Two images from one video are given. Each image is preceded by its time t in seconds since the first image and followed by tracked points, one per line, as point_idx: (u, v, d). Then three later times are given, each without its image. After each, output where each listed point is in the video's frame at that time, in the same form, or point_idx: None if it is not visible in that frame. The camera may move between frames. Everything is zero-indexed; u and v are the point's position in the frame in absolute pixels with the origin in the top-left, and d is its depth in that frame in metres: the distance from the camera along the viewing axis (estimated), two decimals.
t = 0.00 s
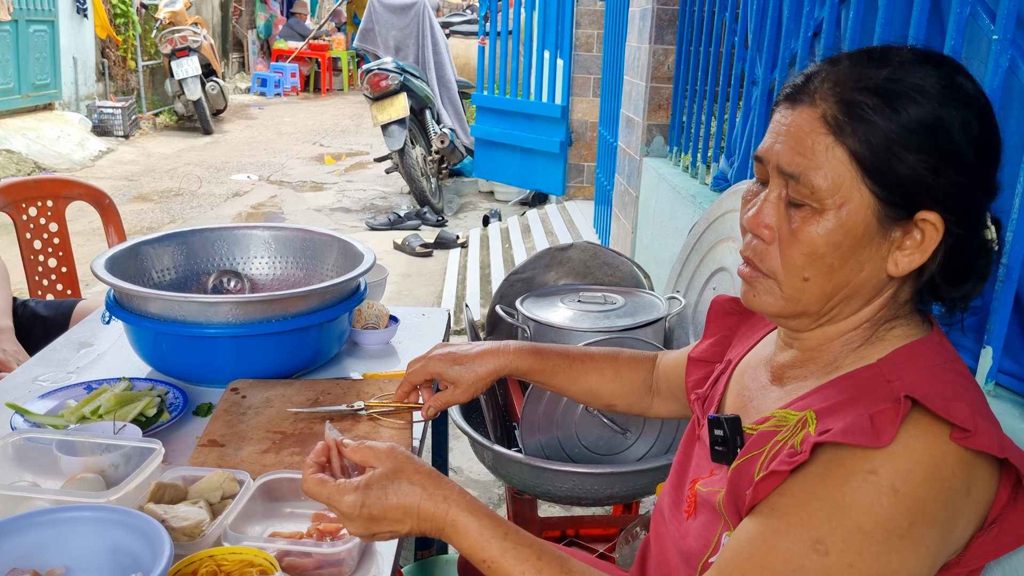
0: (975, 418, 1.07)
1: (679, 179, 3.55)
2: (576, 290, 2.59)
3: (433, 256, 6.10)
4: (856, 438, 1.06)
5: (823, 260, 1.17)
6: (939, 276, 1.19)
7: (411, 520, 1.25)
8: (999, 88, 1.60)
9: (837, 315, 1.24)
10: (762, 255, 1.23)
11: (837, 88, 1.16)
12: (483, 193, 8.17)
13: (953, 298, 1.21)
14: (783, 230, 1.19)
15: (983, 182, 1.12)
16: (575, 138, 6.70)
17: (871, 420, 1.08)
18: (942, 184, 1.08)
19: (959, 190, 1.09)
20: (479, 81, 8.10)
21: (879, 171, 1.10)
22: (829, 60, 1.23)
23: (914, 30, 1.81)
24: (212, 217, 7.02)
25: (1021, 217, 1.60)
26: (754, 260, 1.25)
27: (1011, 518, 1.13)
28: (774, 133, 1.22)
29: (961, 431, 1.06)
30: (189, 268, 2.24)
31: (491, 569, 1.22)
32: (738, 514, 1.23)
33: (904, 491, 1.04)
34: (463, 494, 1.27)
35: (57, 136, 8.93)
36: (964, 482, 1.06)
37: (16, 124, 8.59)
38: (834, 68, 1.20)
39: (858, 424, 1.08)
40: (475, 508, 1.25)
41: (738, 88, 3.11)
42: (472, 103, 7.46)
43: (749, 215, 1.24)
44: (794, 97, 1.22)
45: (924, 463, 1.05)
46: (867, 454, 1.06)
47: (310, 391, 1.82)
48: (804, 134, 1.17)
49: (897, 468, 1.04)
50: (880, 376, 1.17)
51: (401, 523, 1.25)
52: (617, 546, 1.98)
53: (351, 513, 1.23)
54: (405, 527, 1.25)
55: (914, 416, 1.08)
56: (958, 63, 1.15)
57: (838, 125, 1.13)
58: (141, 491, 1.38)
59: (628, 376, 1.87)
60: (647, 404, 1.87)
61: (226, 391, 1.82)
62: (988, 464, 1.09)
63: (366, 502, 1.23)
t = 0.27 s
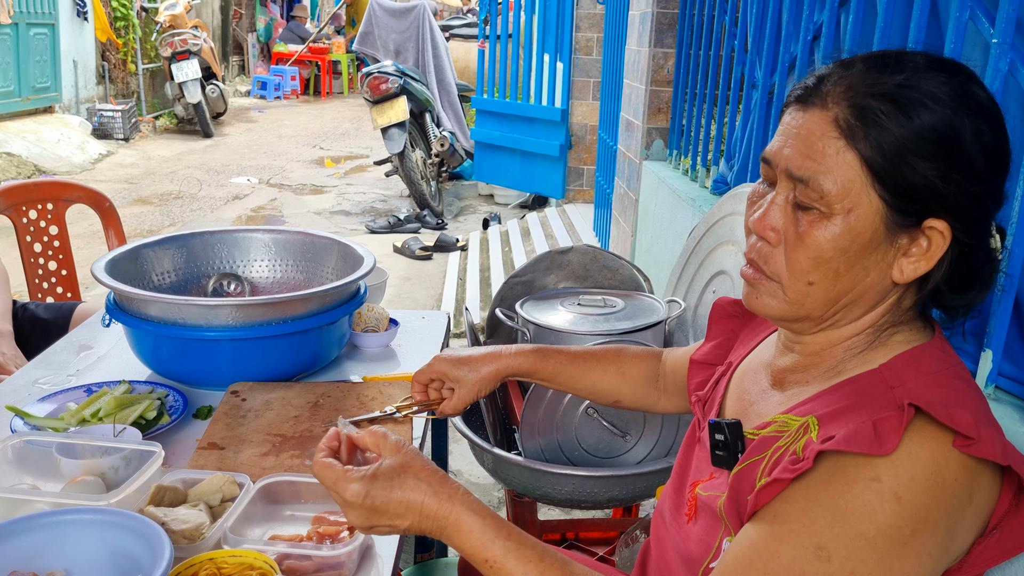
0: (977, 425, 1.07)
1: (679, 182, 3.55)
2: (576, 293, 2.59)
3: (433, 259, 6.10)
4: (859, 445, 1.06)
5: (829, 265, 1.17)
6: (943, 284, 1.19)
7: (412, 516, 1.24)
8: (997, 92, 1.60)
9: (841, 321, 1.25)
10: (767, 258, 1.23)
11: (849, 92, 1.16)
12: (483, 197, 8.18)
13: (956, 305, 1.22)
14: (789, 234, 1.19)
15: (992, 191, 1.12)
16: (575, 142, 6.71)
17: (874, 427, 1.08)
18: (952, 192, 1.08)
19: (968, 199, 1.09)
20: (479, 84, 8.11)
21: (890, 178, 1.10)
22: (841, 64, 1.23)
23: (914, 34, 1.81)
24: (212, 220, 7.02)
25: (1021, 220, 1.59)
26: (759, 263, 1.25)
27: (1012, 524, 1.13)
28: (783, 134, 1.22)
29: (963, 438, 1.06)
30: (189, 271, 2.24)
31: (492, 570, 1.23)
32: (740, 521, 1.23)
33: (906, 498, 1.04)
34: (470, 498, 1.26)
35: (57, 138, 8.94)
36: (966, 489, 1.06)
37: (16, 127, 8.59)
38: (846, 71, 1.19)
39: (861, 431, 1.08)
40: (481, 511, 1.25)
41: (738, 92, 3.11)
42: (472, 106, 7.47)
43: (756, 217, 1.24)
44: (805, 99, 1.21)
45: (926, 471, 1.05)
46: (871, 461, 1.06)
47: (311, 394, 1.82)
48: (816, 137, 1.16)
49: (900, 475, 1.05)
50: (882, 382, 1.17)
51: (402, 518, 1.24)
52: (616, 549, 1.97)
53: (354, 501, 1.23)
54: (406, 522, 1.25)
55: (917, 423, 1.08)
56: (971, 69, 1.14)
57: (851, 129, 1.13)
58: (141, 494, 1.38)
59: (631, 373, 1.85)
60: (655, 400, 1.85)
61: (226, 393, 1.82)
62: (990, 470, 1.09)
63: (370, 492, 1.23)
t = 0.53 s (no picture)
0: (965, 422, 1.07)
1: (678, 183, 3.55)
2: (575, 294, 2.60)
3: (433, 260, 6.10)
4: (846, 441, 1.07)
5: (823, 262, 1.18)
6: (937, 284, 1.19)
7: (407, 509, 1.25)
8: (995, 93, 1.60)
9: (835, 319, 1.25)
10: (762, 254, 1.24)
11: (846, 91, 1.16)
12: (482, 198, 8.18)
13: (950, 307, 1.22)
14: (783, 230, 1.20)
15: (986, 193, 1.12)
16: (575, 143, 6.71)
17: (860, 422, 1.08)
18: (945, 194, 1.09)
19: (962, 201, 1.09)
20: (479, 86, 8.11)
21: (885, 178, 1.10)
22: (839, 63, 1.23)
23: (913, 34, 1.81)
24: (212, 221, 7.02)
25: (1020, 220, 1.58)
26: (754, 259, 1.25)
27: (1002, 522, 1.13)
28: (780, 133, 1.23)
29: (950, 434, 1.06)
30: (189, 272, 2.24)
31: (481, 561, 1.24)
32: (730, 514, 1.22)
33: (892, 494, 1.04)
34: (460, 492, 1.28)
35: (57, 140, 8.95)
36: (954, 485, 1.06)
37: (17, 129, 8.61)
38: (844, 71, 1.19)
39: (848, 426, 1.08)
40: (472, 506, 1.26)
41: (737, 93, 3.11)
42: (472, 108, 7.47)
43: (751, 214, 1.25)
44: (803, 98, 1.21)
45: (913, 466, 1.05)
46: (856, 456, 1.06)
47: (308, 394, 1.82)
48: (812, 135, 1.16)
49: (885, 470, 1.05)
50: (873, 379, 1.17)
51: (397, 512, 1.26)
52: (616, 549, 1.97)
53: (349, 496, 1.23)
54: (401, 515, 1.26)
55: (903, 419, 1.08)
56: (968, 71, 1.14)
57: (846, 129, 1.13)
58: (140, 496, 1.38)
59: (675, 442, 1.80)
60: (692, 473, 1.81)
61: (226, 395, 1.82)
62: (979, 468, 1.09)
63: (365, 487, 1.23)
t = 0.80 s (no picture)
0: (975, 419, 1.08)
1: (678, 185, 3.56)
2: (575, 295, 2.60)
3: (433, 262, 6.11)
4: (859, 440, 1.07)
5: (818, 255, 1.19)
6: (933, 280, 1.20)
7: (438, 480, 1.30)
8: (995, 94, 1.60)
9: (833, 314, 1.26)
10: (759, 248, 1.24)
11: (842, 87, 1.17)
12: (483, 200, 8.18)
13: (947, 305, 1.22)
14: (780, 224, 1.21)
15: (982, 189, 1.13)
16: (575, 145, 6.71)
17: (872, 421, 1.09)
18: (939, 187, 1.09)
19: (956, 195, 1.10)
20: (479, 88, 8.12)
21: (878, 170, 1.11)
22: (837, 63, 1.24)
23: (913, 35, 1.81)
24: (213, 223, 7.03)
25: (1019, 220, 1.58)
26: (752, 253, 1.26)
27: (1009, 519, 1.13)
28: (779, 129, 1.24)
29: (961, 431, 1.07)
30: (190, 273, 2.25)
31: (511, 540, 1.27)
32: (739, 517, 1.24)
33: (905, 490, 1.05)
34: (493, 466, 1.32)
35: (57, 142, 8.95)
36: (965, 482, 1.07)
37: (17, 131, 8.61)
38: (841, 69, 1.21)
39: (860, 425, 1.08)
40: (504, 481, 1.30)
41: (736, 94, 3.11)
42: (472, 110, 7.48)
43: (750, 208, 1.26)
44: (800, 95, 1.23)
45: (925, 463, 1.05)
46: (869, 454, 1.07)
47: (311, 395, 1.82)
48: (808, 130, 1.18)
49: (899, 467, 1.05)
50: (880, 378, 1.17)
51: (428, 482, 1.30)
52: (616, 550, 1.96)
53: (381, 462, 1.30)
54: (431, 486, 1.30)
55: (915, 417, 1.09)
56: (964, 71, 1.15)
57: (842, 123, 1.14)
58: (141, 495, 1.38)
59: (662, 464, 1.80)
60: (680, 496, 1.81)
61: (226, 396, 1.82)
62: (988, 464, 1.09)
63: (395, 453, 1.29)
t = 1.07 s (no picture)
0: (977, 423, 1.08)
1: (678, 187, 3.56)
2: (576, 297, 2.60)
3: (434, 265, 6.11)
4: (860, 444, 1.07)
5: (818, 257, 1.19)
6: (935, 284, 1.20)
7: (443, 487, 1.29)
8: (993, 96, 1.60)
9: (833, 317, 1.26)
10: (761, 250, 1.25)
11: (845, 89, 1.18)
12: (483, 203, 8.19)
13: (950, 309, 1.22)
14: (781, 226, 1.21)
15: (986, 192, 1.13)
16: (575, 148, 6.73)
17: (874, 425, 1.09)
18: (941, 189, 1.09)
19: (959, 198, 1.10)
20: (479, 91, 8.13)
21: (881, 173, 1.12)
22: (841, 64, 1.24)
23: (912, 37, 1.82)
24: (213, 226, 7.04)
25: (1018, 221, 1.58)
26: (754, 254, 1.26)
27: (1010, 524, 1.13)
28: (782, 131, 1.24)
29: (963, 435, 1.06)
30: (190, 275, 2.25)
31: (514, 543, 1.27)
32: (740, 521, 1.24)
33: (906, 494, 1.05)
34: (498, 473, 1.32)
35: (58, 145, 8.97)
36: (966, 487, 1.07)
37: (18, 134, 8.63)
38: (844, 70, 1.21)
39: (862, 429, 1.08)
40: (508, 485, 1.30)
41: (736, 97, 3.12)
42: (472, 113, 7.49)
43: (751, 209, 1.26)
44: (804, 96, 1.23)
45: (926, 467, 1.05)
46: (870, 458, 1.07)
47: (311, 397, 1.82)
48: (810, 132, 1.18)
49: (900, 472, 1.05)
50: (881, 382, 1.17)
51: (433, 489, 1.29)
52: (615, 552, 1.95)
53: (385, 473, 1.28)
54: (437, 493, 1.29)
55: (917, 420, 1.08)
56: (969, 73, 1.15)
57: (844, 125, 1.15)
58: (141, 496, 1.38)
59: (645, 463, 1.80)
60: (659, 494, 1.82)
61: (226, 397, 1.83)
62: (990, 468, 1.09)
63: (401, 463, 1.28)
